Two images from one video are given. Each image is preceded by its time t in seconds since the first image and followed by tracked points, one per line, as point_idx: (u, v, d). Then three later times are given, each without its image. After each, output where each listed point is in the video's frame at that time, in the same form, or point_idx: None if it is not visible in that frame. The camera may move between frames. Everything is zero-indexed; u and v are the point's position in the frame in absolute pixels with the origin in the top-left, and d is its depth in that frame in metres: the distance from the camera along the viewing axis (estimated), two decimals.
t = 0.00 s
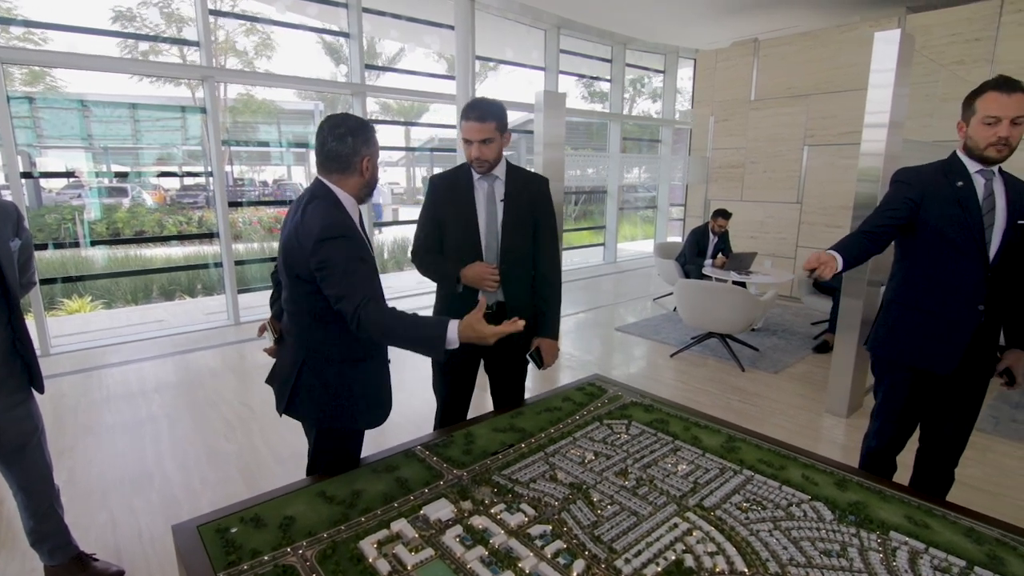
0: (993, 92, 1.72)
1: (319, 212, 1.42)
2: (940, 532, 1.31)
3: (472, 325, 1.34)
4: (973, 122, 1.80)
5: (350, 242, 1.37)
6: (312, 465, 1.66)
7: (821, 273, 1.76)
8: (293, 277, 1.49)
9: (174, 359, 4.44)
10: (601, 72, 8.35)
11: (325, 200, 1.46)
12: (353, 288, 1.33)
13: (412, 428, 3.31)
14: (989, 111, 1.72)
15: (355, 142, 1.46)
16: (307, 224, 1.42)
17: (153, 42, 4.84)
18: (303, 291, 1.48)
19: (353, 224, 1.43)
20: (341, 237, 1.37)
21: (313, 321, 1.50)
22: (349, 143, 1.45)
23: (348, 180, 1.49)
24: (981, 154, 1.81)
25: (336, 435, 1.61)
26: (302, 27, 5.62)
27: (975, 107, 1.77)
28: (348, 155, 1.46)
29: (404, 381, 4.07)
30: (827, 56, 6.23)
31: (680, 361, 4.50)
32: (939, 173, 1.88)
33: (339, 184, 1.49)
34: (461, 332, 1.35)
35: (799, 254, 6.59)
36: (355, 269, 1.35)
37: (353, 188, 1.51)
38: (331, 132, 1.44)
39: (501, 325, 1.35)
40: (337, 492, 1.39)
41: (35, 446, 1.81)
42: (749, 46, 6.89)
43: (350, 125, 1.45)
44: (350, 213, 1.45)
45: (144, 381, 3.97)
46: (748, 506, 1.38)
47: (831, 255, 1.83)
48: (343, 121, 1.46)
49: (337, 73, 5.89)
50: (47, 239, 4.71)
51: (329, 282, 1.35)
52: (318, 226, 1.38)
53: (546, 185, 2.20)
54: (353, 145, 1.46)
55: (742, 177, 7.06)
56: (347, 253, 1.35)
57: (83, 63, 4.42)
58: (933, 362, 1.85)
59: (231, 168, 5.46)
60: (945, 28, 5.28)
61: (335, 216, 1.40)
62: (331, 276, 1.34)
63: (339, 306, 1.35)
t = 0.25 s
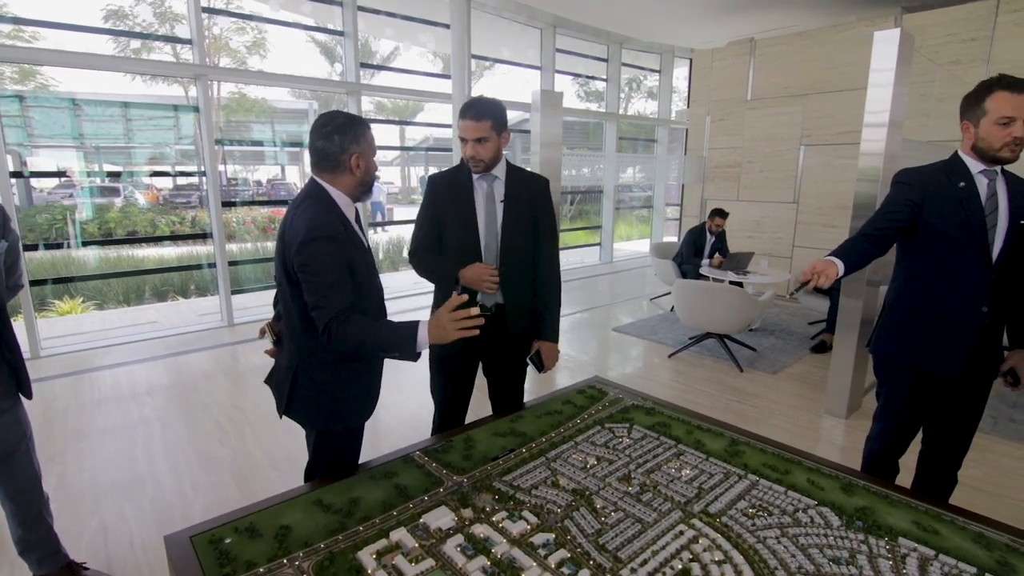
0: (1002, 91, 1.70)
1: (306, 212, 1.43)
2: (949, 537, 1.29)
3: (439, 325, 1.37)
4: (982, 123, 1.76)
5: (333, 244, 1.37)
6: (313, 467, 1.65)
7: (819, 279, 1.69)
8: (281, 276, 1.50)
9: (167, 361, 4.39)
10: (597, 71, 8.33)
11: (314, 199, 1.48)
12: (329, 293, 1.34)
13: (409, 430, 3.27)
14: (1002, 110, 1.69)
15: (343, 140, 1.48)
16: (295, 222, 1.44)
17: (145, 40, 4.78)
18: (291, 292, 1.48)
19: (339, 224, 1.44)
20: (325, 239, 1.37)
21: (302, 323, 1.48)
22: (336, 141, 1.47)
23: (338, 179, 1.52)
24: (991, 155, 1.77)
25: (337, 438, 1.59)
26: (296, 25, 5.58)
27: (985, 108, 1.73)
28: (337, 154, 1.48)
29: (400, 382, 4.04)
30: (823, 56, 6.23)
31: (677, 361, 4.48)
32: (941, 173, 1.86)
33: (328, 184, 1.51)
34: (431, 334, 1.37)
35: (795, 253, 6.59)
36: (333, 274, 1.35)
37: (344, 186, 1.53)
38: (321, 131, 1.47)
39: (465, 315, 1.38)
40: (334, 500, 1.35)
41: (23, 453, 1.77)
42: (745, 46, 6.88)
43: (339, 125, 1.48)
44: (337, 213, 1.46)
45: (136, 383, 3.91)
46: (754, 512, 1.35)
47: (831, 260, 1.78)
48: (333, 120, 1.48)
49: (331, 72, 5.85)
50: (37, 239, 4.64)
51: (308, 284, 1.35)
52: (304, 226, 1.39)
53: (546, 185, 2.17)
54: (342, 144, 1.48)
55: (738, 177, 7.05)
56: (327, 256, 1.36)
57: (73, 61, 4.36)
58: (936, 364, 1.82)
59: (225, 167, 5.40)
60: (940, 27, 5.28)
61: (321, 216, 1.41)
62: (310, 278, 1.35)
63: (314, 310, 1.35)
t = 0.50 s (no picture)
0: (1007, 93, 1.65)
1: (291, 212, 1.44)
2: (966, 548, 1.26)
3: (420, 338, 1.35)
4: (985, 124, 1.73)
5: (313, 245, 1.37)
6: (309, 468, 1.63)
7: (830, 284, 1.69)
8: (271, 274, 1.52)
9: (162, 364, 4.33)
10: (595, 71, 8.30)
11: (302, 198, 1.48)
12: (306, 295, 1.34)
13: (408, 434, 3.23)
14: (1003, 113, 1.66)
15: (331, 140, 1.46)
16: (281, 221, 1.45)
17: (139, 39, 4.71)
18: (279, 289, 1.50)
19: (324, 225, 1.43)
20: (305, 239, 1.37)
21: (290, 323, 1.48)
22: (325, 143, 1.45)
23: (327, 179, 1.50)
24: (992, 157, 1.75)
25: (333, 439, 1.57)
26: (293, 24, 5.53)
27: (988, 108, 1.71)
28: (324, 155, 1.46)
29: (398, 384, 3.99)
30: (822, 56, 6.21)
31: (678, 362, 4.45)
32: (951, 174, 1.83)
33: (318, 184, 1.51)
34: (412, 348, 1.35)
35: (794, 254, 6.58)
36: (311, 276, 1.36)
37: (334, 186, 1.52)
38: (312, 132, 1.46)
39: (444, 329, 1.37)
40: (334, 511, 1.31)
41: (13, 462, 1.71)
42: (744, 45, 6.86)
43: (330, 126, 1.46)
44: (324, 213, 1.46)
45: (131, 387, 3.86)
46: (766, 523, 1.32)
47: (839, 264, 1.77)
48: (325, 121, 1.46)
49: (328, 72, 5.80)
50: (31, 240, 4.58)
51: (287, 285, 1.37)
52: (286, 227, 1.40)
53: (548, 185, 2.13)
54: (330, 145, 1.46)
55: (737, 177, 7.03)
56: (307, 259, 1.36)
57: (68, 60, 4.30)
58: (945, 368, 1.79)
59: (220, 167, 5.35)
60: (940, 27, 5.26)
61: (304, 216, 1.42)
62: (289, 279, 1.36)
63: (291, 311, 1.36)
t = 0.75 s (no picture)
0: (1015, 95, 1.62)
1: (284, 213, 1.43)
2: (983, 561, 1.22)
3: (401, 349, 1.30)
4: (993, 125, 1.71)
5: (302, 247, 1.36)
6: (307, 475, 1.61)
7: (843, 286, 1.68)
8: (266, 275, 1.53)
9: (159, 367, 4.29)
10: (594, 71, 8.28)
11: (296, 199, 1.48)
12: (291, 297, 1.33)
13: (408, 438, 3.19)
14: (1008, 115, 1.63)
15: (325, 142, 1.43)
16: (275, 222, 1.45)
17: (135, 38, 4.66)
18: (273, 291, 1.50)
19: (315, 227, 1.41)
20: (294, 241, 1.36)
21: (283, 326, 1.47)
22: (319, 145, 1.43)
23: (321, 181, 1.49)
24: (998, 160, 1.72)
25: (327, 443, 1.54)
26: (291, 24, 5.49)
27: (996, 109, 1.68)
28: (316, 157, 1.45)
29: (398, 387, 3.95)
30: (822, 56, 6.19)
31: (679, 365, 4.43)
32: (962, 177, 1.80)
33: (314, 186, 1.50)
34: (393, 358, 1.30)
35: (794, 255, 6.56)
36: (297, 280, 1.34)
37: (329, 190, 1.50)
38: (311, 135, 1.45)
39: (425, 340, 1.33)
40: (334, 524, 1.28)
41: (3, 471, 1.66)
42: (744, 46, 6.84)
43: (328, 129, 1.43)
44: (316, 214, 1.44)
45: (127, 390, 3.81)
46: (778, 534, 1.29)
47: (852, 266, 1.75)
48: (324, 124, 1.45)
49: (327, 72, 5.76)
50: (27, 241, 4.53)
51: (274, 287, 1.36)
52: (277, 227, 1.39)
53: (548, 187, 2.11)
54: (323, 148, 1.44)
55: (737, 178, 7.01)
56: (293, 260, 1.34)
57: (63, 60, 4.25)
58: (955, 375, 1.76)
59: (217, 168, 5.30)
60: (941, 28, 5.24)
61: (295, 218, 1.40)
62: (277, 280, 1.35)
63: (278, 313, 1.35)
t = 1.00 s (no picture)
0: None
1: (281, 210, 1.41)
2: (994, 566, 1.20)
3: (385, 353, 1.30)
4: (1002, 125, 1.69)
5: (294, 247, 1.33)
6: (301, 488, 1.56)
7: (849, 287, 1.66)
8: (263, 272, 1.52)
9: (156, 370, 4.25)
10: (593, 72, 8.26)
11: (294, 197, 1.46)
12: (281, 297, 1.31)
13: (408, 441, 3.16)
14: (1018, 115, 1.62)
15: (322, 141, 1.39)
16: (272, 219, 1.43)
17: (132, 39, 4.64)
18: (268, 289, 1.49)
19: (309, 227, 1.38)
20: (286, 240, 1.33)
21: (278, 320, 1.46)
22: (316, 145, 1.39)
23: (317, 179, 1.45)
24: (1006, 160, 1.72)
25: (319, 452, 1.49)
26: (289, 24, 5.47)
27: (1005, 109, 1.67)
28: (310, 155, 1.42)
29: (397, 390, 3.93)
30: (821, 57, 6.18)
31: (680, 366, 4.41)
32: (970, 178, 1.79)
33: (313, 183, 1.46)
34: (376, 358, 1.31)
35: (793, 255, 6.55)
36: (287, 280, 1.32)
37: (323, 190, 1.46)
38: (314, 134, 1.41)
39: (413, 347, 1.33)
40: (334, 532, 1.26)
41: None
42: (743, 46, 6.83)
43: (326, 129, 1.39)
44: (310, 214, 1.41)
45: (124, 393, 3.78)
46: (785, 541, 1.27)
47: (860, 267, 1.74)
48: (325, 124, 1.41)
49: (325, 73, 5.74)
50: (23, 243, 4.49)
51: (266, 285, 1.34)
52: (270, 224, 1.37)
53: (546, 188, 2.10)
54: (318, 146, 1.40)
55: (736, 178, 7.00)
56: (282, 260, 1.32)
57: (60, 61, 4.22)
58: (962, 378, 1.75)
59: (215, 169, 5.27)
60: (942, 28, 5.24)
61: (289, 216, 1.38)
62: (268, 279, 1.33)
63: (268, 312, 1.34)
